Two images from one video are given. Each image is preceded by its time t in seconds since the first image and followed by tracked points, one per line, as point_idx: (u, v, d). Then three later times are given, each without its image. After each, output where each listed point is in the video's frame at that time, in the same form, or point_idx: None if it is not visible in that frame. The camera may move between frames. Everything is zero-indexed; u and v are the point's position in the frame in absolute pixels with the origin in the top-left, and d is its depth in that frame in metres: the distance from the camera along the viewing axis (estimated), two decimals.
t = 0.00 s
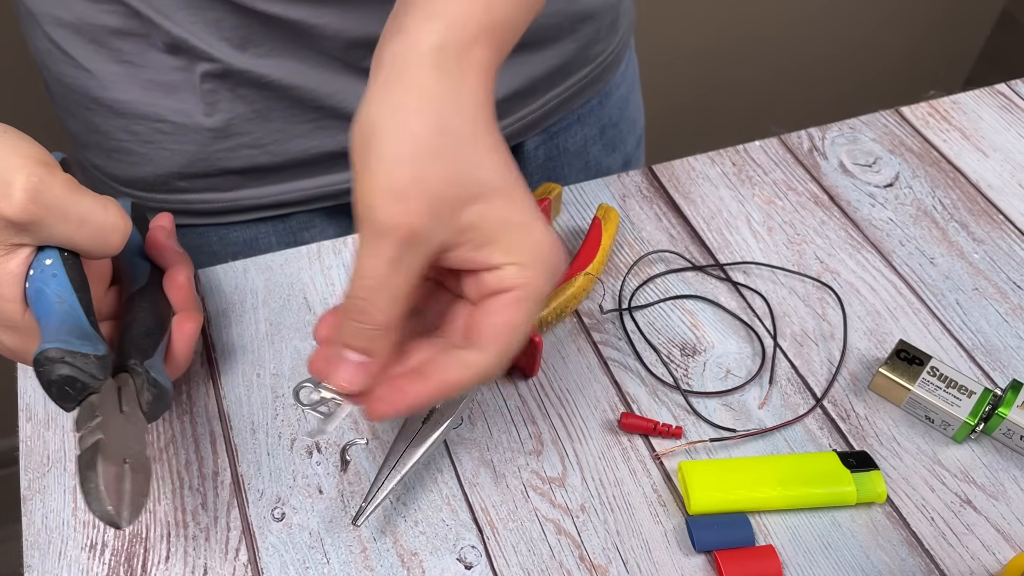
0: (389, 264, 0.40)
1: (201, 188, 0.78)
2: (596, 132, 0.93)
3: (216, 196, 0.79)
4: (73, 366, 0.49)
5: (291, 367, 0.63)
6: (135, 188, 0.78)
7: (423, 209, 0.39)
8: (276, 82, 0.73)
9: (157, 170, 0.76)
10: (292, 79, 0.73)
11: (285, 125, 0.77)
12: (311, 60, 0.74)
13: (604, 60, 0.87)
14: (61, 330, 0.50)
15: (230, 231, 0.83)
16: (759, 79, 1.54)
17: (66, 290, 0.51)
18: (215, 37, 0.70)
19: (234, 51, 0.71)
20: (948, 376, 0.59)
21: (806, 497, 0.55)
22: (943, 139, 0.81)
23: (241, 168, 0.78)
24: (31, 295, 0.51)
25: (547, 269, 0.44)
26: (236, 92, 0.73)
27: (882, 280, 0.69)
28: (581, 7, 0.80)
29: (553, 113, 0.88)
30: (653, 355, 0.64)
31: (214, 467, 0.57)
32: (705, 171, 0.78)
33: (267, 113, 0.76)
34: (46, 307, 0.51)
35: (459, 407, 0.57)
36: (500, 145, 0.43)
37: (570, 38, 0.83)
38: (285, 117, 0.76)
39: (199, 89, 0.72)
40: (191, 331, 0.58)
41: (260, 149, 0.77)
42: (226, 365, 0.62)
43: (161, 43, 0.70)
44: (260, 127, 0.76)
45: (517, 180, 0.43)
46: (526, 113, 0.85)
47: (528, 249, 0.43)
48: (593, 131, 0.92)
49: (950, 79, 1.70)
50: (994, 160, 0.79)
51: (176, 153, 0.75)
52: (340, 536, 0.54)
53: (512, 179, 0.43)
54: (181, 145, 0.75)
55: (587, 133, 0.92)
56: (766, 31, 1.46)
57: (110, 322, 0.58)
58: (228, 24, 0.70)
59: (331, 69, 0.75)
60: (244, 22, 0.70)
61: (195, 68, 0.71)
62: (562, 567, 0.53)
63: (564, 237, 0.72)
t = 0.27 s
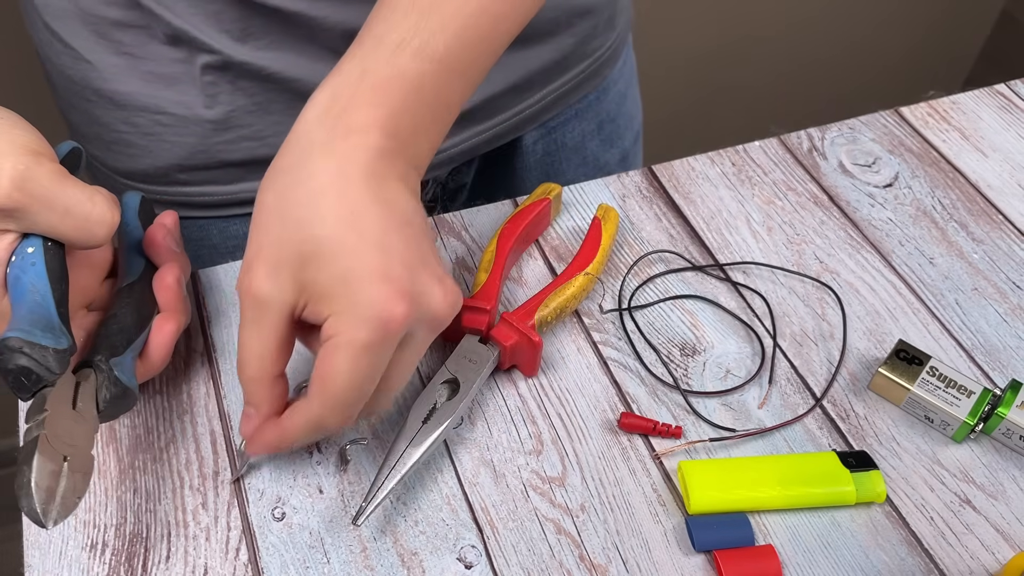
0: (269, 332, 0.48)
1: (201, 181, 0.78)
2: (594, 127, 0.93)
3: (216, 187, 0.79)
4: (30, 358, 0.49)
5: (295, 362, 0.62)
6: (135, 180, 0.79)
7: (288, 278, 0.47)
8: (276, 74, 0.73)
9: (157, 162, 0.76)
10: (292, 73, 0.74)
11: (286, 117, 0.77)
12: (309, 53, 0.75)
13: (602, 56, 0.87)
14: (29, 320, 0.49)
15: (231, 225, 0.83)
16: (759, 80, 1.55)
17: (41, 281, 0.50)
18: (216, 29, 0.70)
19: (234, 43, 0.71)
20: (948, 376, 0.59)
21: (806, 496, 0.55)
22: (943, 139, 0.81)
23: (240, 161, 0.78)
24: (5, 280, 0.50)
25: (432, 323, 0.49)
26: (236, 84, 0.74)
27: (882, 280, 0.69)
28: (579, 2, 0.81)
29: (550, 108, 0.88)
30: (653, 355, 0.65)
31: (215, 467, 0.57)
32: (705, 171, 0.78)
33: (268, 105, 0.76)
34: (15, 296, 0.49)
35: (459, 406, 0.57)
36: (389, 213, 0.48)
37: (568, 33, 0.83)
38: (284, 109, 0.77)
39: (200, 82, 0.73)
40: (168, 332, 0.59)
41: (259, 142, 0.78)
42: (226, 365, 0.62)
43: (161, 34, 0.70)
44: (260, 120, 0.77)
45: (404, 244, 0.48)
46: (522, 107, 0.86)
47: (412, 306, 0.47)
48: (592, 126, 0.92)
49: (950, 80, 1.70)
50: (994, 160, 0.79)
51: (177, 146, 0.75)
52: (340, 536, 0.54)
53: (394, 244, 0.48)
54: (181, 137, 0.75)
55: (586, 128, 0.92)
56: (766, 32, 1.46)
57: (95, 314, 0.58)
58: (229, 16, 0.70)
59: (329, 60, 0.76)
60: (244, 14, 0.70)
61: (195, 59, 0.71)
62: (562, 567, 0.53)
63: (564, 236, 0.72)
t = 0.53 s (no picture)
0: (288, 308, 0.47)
1: (201, 176, 0.79)
2: (594, 127, 0.93)
3: (217, 182, 0.79)
4: (22, 355, 0.49)
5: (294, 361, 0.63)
6: (136, 175, 0.79)
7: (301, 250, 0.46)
8: (277, 69, 0.73)
9: (157, 156, 0.76)
10: (293, 68, 0.74)
11: (286, 113, 0.78)
12: (310, 49, 0.75)
13: (602, 54, 0.87)
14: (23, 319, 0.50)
15: (231, 219, 0.83)
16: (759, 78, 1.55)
17: (34, 280, 0.50)
18: (216, 24, 0.70)
19: (235, 37, 0.71)
20: (948, 376, 0.59)
21: (806, 496, 0.55)
22: (943, 139, 0.81)
23: (240, 155, 0.78)
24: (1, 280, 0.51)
25: (446, 285, 0.46)
26: (236, 79, 0.74)
27: (882, 280, 0.69)
28: None
29: (551, 105, 0.88)
30: (653, 355, 0.65)
31: (215, 467, 0.57)
32: (705, 171, 0.78)
33: (268, 100, 0.76)
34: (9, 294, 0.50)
35: (459, 406, 0.57)
36: (399, 176, 0.47)
37: (568, 31, 0.83)
38: (285, 104, 0.77)
39: (200, 76, 0.73)
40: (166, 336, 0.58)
41: (260, 137, 0.78)
42: (226, 365, 0.62)
43: (163, 28, 0.71)
44: (259, 114, 0.77)
45: (412, 206, 0.46)
46: (522, 105, 0.85)
47: (418, 263, 0.45)
48: (591, 125, 0.93)
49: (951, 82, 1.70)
50: (994, 160, 0.79)
51: (178, 140, 0.75)
52: (340, 536, 0.54)
53: (403, 207, 0.46)
54: (182, 132, 0.75)
55: (586, 127, 0.92)
56: (766, 29, 1.47)
57: (94, 313, 0.58)
58: (230, 11, 0.70)
59: (331, 56, 0.76)
60: (245, 9, 0.71)
61: (196, 54, 0.71)
62: (562, 567, 0.53)
63: (564, 236, 0.72)
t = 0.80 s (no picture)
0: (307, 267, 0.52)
1: (208, 174, 0.79)
2: (596, 122, 0.93)
3: (224, 180, 0.79)
4: (17, 358, 0.49)
5: (292, 360, 0.63)
6: (143, 173, 0.79)
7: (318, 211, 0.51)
8: (284, 66, 0.73)
9: (165, 155, 0.76)
10: (299, 65, 0.74)
11: (292, 110, 0.78)
12: (317, 45, 0.75)
13: (603, 50, 0.87)
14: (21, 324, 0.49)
15: (237, 217, 0.83)
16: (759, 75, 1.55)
17: (32, 283, 0.50)
18: (224, 22, 0.70)
19: (242, 35, 0.71)
20: (948, 376, 0.59)
21: (806, 496, 0.55)
22: (943, 139, 0.81)
23: (246, 152, 0.78)
24: None
25: (432, 241, 0.48)
26: (243, 77, 0.74)
27: (882, 280, 0.69)
28: None
29: (554, 100, 0.87)
30: (653, 355, 0.65)
31: (215, 467, 0.57)
32: (705, 171, 0.78)
33: (275, 97, 0.76)
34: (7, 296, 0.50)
35: (459, 406, 0.57)
36: (396, 143, 0.49)
37: (570, 26, 0.83)
38: (292, 101, 0.77)
39: (207, 74, 0.73)
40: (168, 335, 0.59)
41: (267, 135, 0.78)
42: (227, 365, 0.62)
43: (171, 26, 0.71)
44: (266, 111, 0.77)
45: (409, 173, 0.49)
46: (527, 100, 0.85)
47: (396, 223, 0.47)
48: (593, 121, 0.93)
49: (950, 82, 1.70)
50: (994, 160, 0.79)
51: (185, 138, 0.75)
52: (340, 536, 0.54)
53: (397, 171, 0.48)
54: (189, 130, 0.75)
55: (587, 122, 0.92)
56: (767, 27, 1.46)
57: (95, 316, 0.58)
58: (237, 7, 0.70)
59: (338, 53, 0.76)
60: (253, 6, 0.70)
61: (204, 52, 0.71)
62: (562, 567, 0.53)
63: (565, 237, 0.72)
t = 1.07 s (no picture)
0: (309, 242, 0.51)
1: (208, 173, 0.79)
2: (595, 121, 0.93)
3: (224, 178, 0.79)
4: (27, 354, 0.50)
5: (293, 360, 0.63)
6: (142, 172, 0.79)
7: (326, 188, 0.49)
8: (283, 64, 0.73)
9: (164, 153, 0.76)
10: (299, 63, 0.74)
11: (292, 108, 0.78)
12: (316, 43, 0.75)
13: (602, 49, 0.87)
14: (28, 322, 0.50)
15: (237, 216, 0.83)
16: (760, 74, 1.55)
17: (40, 279, 0.51)
18: (224, 20, 0.70)
19: (242, 33, 0.71)
20: (948, 376, 0.59)
21: (806, 496, 0.55)
22: (943, 139, 0.81)
23: (246, 151, 0.78)
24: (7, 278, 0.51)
25: (445, 236, 0.48)
26: (243, 75, 0.74)
27: (882, 280, 0.69)
28: None
29: (553, 100, 0.88)
30: (653, 355, 0.65)
31: (215, 467, 0.57)
32: (705, 171, 0.78)
33: (274, 96, 0.76)
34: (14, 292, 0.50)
35: (459, 406, 0.57)
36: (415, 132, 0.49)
37: (569, 25, 0.83)
38: (292, 100, 0.77)
39: (206, 72, 0.73)
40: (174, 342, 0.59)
41: (266, 133, 0.78)
42: (227, 365, 0.62)
43: (170, 24, 0.70)
44: (266, 110, 0.77)
45: (421, 160, 0.48)
46: (526, 99, 0.85)
47: (415, 214, 0.47)
48: (592, 120, 0.93)
49: (950, 82, 1.70)
50: (994, 160, 0.79)
51: (184, 136, 0.75)
52: (340, 536, 0.54)
53: (414, 160, 0.48)
54: (189, 128, 0.75)
55: (587, 121, 0.92)
56: (767, 26, 1.46)
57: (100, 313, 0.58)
58: (237, 6, 0.70)
59: (338, 51, 0.76)
60: (253, 4, 0.70)
61: (203, 50, 0.71)
62: (562, 567, 0.53)
63: (565, 236, 0.72)
